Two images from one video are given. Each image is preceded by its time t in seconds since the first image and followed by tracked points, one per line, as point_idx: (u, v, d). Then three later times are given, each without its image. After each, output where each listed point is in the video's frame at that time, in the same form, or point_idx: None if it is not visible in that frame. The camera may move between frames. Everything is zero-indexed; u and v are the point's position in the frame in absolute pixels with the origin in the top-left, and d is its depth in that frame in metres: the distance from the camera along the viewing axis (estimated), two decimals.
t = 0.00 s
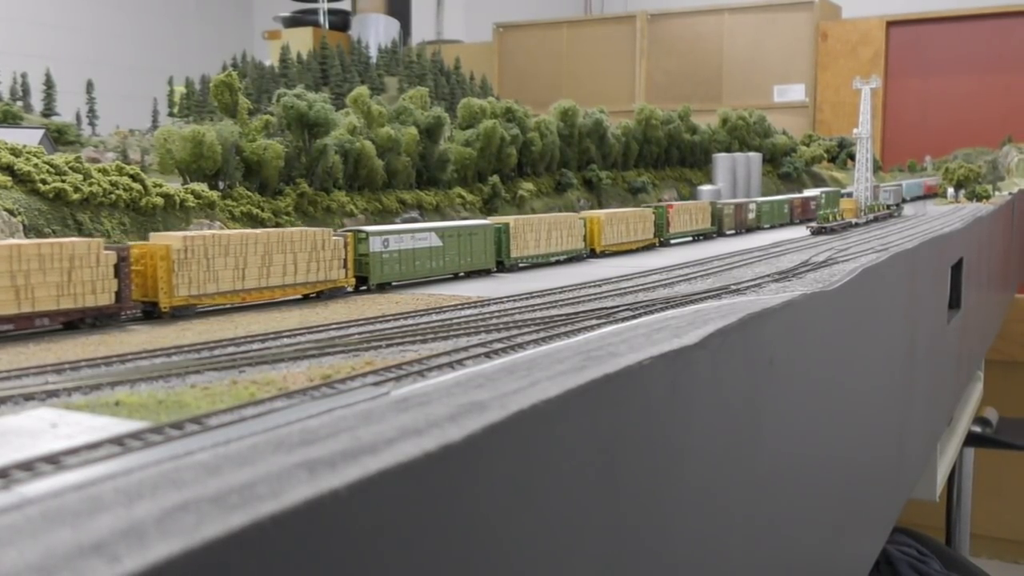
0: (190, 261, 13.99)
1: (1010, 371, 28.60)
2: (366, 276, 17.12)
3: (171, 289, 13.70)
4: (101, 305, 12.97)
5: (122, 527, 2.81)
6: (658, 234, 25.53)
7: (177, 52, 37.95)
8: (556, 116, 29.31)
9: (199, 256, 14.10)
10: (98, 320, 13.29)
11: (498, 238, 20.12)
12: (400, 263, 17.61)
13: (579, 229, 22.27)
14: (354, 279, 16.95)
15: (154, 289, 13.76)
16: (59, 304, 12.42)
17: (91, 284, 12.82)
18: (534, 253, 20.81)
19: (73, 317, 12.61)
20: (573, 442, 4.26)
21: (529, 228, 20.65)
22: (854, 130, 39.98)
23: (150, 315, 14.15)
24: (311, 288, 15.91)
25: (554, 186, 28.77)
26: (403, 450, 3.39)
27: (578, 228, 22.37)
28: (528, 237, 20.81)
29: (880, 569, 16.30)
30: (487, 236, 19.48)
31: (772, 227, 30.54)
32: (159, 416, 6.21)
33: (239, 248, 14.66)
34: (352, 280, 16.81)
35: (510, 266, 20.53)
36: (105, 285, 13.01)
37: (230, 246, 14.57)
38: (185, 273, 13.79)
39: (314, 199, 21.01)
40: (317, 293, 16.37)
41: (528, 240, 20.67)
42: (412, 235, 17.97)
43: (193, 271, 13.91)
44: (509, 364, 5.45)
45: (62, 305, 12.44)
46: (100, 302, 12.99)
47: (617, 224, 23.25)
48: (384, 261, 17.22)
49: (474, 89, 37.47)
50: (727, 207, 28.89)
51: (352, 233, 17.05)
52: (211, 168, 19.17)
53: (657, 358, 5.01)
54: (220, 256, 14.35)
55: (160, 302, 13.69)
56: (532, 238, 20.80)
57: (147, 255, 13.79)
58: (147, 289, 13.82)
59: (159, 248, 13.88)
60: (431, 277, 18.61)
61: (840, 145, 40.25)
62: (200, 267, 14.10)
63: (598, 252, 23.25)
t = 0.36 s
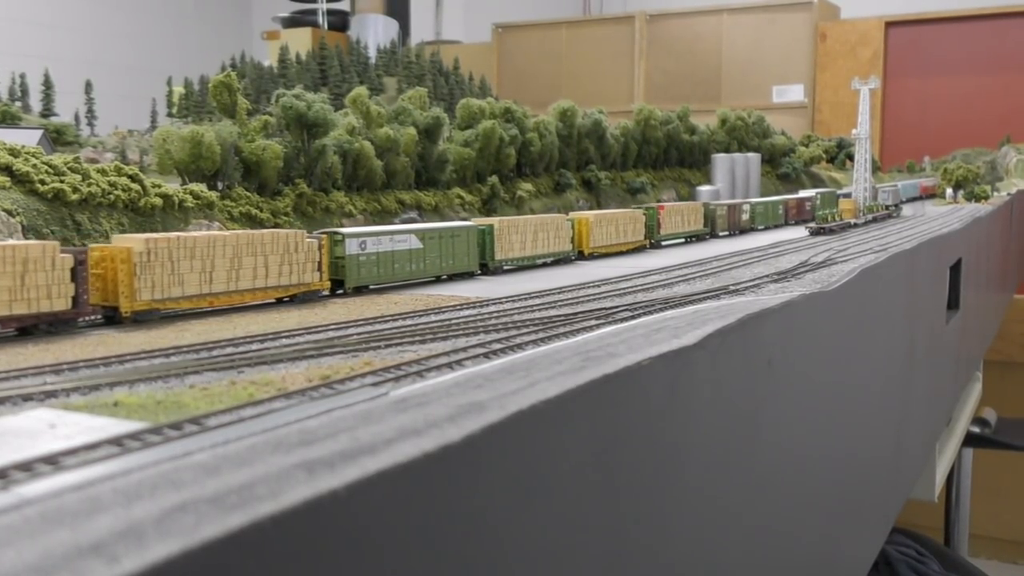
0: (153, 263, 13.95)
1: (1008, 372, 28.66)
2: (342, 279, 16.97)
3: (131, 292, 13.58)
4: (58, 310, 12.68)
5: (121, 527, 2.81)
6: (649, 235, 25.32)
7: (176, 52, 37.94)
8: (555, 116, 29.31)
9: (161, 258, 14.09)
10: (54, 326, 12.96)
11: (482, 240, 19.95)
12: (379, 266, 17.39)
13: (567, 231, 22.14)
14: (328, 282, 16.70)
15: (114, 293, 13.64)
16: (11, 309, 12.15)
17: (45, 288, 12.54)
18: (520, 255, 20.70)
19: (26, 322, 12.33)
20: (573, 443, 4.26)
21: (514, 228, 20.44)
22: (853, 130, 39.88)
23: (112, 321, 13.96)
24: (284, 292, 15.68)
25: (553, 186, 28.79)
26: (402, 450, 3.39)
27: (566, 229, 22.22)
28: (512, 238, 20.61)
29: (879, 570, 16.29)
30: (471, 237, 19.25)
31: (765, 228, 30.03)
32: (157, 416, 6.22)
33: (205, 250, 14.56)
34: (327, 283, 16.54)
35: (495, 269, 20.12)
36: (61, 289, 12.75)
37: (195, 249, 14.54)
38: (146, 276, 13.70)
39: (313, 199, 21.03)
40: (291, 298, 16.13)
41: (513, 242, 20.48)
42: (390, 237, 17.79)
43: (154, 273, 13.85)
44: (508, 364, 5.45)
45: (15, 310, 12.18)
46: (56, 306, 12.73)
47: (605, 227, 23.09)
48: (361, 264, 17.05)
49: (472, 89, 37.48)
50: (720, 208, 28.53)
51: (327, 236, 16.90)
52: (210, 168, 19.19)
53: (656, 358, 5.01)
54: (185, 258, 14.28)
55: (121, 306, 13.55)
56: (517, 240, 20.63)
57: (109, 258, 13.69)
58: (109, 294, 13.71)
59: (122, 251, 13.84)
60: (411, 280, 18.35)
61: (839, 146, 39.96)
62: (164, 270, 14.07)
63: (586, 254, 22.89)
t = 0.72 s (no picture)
0: (113, 267, 13.38)
1: (1007, 372, 28.69)
2: (317, 282, 16.48)
3: (91, 297, 13.05)
4: (13, 316, 11.95)
5: (120, 527, 2.81)
6: (640, 236, 24.99)
7: (175, 53, 37.94)
8: (554, 116, 29.28)
9: (123, 262, 13.52)
10: (8, 332, 12.26)
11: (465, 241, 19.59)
12: (355, 268, 16.89)
13: (555, 233, 21.86)
14: (303, 286, 16.21)
15: (73, 297, 13.14)
16: None
17: None
18: (506, 258, 20.21)
19: None
20: (572, 443, 4.26)
21: (499, 230, 20.03)
22: (853, 130, 39.83)
23: (71, 327, 13.33)
24: (254, 296, 15.21)
25: (552, 187, 28.79)
26: (401, 450, 3.40)
27: (554, 230, 21.92)
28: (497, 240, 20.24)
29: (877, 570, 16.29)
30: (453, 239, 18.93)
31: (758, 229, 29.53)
32: (157, 416, 6.22)
33: (169, 253, 14.04)
34: (301, 287, 16.09)
35: (478, 271, 19.80)
36: (14, 294, 11.95)
37: (159, 252, 14.00)
38: (106, 281, 13.16)
39: (312, 199, 21.03)
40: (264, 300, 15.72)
41: (498, 244, 20.02)
42: (368, 239, 17.29)
43: (115, 277, 13.31)
44: (507, 364, 5.46)
45: None
46: (10, 312, 11.96)
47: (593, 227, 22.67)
48: (337, 266, 16.62)
49: (471, 89, 37.51)
50: (713, 209, 28.19)
51: (300, 237, 16.56)
52: (209, 168, 19.19)
53: (656, 358, 5.01)
54: (148, 261, 13.75)
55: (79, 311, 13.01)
56: (502, 242, 20.16)
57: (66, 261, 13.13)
58: (68, 298, 13.18)
59: (79, 253, 13.21)
60: (389, 283, 17.84)
61: (839, 146, 39.79)
62: (125, 273, 13.53)
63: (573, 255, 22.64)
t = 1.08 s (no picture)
0: (70, 271, 13.14)
1: (1006, 372, 28.71)
2: (289, 286, 16.24)
3: (45, 302, 12.76)
4: None
5: (119, 527, 2.80)
6: (630, 238, 24.72)
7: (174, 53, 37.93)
8: (553, 116, 29.23)
9: (80, 265, 13.27)
10: None
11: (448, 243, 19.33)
12: (330, 271, 16.69)
13: (542, 236, 21.64)
14: (275, 289, 16.15)
15: (26, 302, 12.81)
16: None
17: None
18: (489, 259, 19.91)
19: None
20: (572, 443, 4.26)
21: (482, 232, 19.83)
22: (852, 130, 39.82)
23: (25, 332, 13.13)
24: (222, 301, 15.00)
25: (551, 187, 28.72)
26: (400, 451, 3.40)
27: (540, 232, 21.69)
28: (481, 242, 19.94)
29: (877, 570, 16.29)
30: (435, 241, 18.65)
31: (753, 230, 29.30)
32: (156, 416, 6.22)
33: (130, 256, 13.82)
34: (273, 290, 15.99)
35: (462, 273, 19.53)
36: None
37: (120, 255, 13.76)
38: (62, 285, 12.91)
39: (311, 199, 21.02)
40: (234, 305, 15.55)
41: (481, 245, 19.77)
42: (344, 241, 17.11)
43: (72, 281, 13.06)
44: (506, 364, 5.47)
45: None
46: None
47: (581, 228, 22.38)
48: (310, 269, 16.37)
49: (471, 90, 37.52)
50: (706, 210, 27.93)
51: (272, 239, 16.40)
52: (208, 169, 19.18)
53: (655, 359, 5.02)
54: (108, 265, 13.52)
55: (33, 316, 12.73)
56: (485, 243, 19.91)
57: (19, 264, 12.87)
58: (22, 304, 12.90)
59: (34, 257, 12.95)
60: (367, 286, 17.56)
61: (837, 147, 40.10)
62: (82, 277, 13.27)
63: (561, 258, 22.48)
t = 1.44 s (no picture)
0: (22, 275, 12.45)
1: (1005, 373, 28.70)
2: (261, 289, 15.75)
3: None
4: None
5: (118, 528, 2.81)
6: (620, 240, 24.21)
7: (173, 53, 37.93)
8: (553, 116, 29.25)
9: (32, 269, 12.55)
10: None
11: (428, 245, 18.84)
12: (305, 274, 16.19)
13: (528, 238, 21.17)
14: (243, 293, 15.72)
15: None
16: None
17: None
18: (471, 262, 19.37)
19: None
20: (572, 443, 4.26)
21: (465, 234, 19.34)
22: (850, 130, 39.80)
23: None
24: (186, 305, 14.54)
25: (550, 187, 28.67)
26: (399, 451, 3.39)
27: (526, 235, 21.24)
28: (463, 244, 19.40)
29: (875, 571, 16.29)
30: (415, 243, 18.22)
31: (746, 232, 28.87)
32: (155, 417, 6.22)
33: (88, 260, 13.18)
34: (241, 294, 15.53)
35: (443, 276, 19.03)
36: None
37: (75, 258, 13.08)
38: (14, 290, 12.25)
39: (309, 200, 21.03)
40: (200, 309, 15.05)
41: (464, 247, 19.33)
42: (319, 243, 16.66)
43: (24, 286, 12.37)
44: (505, 365, 5.47)
45: None
46: None
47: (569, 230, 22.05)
48: (282, 272, 15.88)
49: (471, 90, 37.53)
50: (699, 211, 27.69)
51: (241, 240, 15.88)
52: (207, 169, 19.18)
53: (655, 359, 5.02)
54: (62, 268, 12.87)
55: None
56: (468, 245, 19.44)
57: None
58: None
59: None
60: (343, 290, 17.18)
61: (837, 148, 39.75)
62: (35, 281, 12.56)
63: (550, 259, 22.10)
